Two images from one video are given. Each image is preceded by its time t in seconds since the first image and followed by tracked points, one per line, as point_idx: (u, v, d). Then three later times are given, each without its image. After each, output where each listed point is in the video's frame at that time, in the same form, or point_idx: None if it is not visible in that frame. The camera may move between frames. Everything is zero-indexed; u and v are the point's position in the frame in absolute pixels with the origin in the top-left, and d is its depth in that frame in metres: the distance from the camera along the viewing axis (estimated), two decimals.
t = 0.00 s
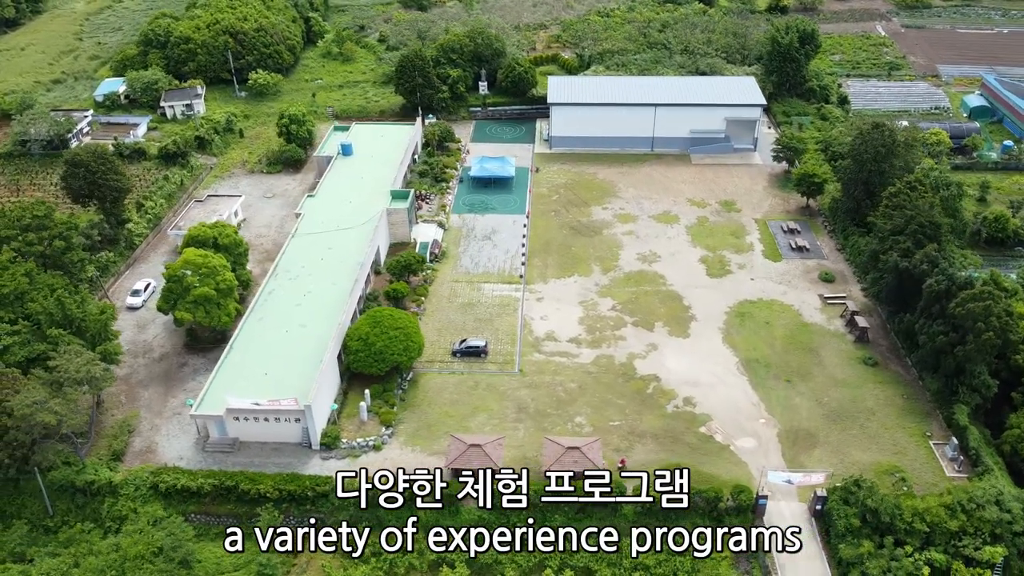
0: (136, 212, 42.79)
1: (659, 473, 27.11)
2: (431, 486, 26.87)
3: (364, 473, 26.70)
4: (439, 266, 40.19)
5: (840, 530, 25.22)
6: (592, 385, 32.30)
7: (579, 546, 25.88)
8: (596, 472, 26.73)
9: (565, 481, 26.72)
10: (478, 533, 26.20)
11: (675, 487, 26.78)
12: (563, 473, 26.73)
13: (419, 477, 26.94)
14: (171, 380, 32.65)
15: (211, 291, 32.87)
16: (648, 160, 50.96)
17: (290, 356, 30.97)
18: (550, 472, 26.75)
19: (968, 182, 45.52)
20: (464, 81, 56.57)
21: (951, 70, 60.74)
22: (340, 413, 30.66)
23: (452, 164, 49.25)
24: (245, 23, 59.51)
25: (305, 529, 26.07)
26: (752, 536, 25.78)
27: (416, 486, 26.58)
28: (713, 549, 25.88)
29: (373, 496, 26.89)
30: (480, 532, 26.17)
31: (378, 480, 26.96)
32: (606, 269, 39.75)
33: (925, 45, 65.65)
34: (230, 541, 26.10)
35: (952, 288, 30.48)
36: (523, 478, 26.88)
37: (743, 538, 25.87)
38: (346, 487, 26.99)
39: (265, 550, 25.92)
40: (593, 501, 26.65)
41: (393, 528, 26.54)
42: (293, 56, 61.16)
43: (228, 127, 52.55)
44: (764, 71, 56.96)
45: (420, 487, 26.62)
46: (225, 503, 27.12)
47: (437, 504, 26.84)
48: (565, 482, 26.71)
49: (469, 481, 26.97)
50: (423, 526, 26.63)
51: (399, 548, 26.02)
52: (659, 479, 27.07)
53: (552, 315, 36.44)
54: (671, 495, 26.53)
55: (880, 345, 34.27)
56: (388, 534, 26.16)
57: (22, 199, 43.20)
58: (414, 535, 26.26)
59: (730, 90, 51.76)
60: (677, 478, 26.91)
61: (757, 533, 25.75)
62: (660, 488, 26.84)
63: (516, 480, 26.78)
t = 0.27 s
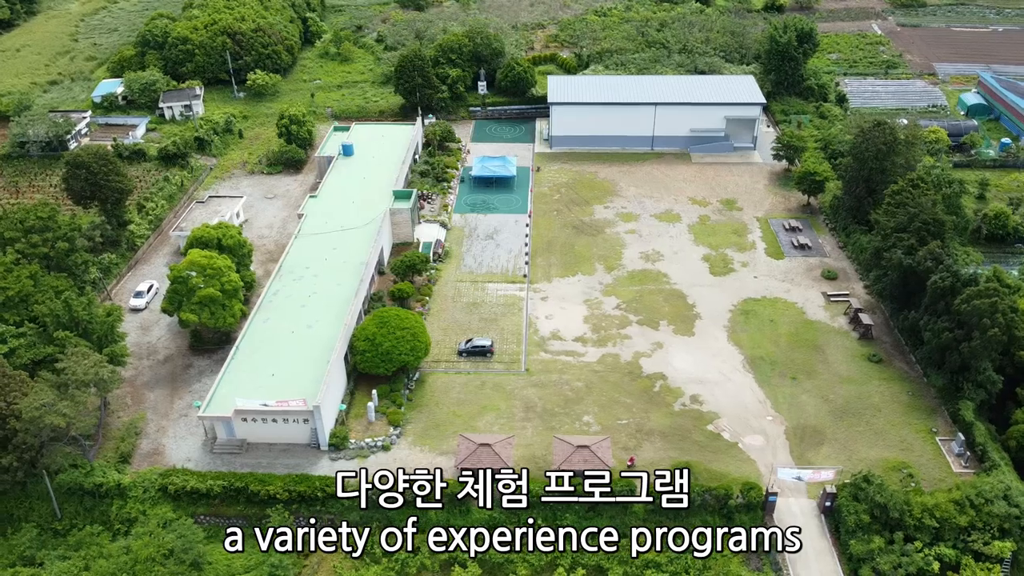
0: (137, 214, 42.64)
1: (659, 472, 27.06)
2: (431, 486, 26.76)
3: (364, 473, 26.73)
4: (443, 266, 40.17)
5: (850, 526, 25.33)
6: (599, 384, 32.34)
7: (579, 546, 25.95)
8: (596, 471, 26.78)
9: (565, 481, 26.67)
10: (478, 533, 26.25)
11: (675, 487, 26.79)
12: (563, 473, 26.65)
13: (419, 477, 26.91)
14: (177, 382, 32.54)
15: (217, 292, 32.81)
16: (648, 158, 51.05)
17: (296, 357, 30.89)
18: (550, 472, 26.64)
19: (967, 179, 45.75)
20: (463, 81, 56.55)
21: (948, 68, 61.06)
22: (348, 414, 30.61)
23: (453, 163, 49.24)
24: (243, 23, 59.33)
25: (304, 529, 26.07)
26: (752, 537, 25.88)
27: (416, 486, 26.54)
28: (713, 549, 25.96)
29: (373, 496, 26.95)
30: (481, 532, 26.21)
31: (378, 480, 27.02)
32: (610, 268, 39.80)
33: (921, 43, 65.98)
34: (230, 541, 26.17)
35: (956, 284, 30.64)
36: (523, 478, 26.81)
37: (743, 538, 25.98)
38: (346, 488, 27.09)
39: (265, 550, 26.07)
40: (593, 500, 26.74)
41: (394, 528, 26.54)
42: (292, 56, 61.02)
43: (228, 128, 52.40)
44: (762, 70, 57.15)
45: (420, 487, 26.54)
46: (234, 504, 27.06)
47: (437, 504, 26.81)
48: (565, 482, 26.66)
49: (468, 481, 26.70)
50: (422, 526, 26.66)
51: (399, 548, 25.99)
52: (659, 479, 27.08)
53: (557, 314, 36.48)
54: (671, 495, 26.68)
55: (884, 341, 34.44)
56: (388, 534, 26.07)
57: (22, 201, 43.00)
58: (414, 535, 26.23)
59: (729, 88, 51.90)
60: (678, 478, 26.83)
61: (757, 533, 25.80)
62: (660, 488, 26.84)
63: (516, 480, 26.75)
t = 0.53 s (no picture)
0: (139, 215, 42.48)
1: (659, 473, 27.10)
2: (431, 486, 26.87)
3: (364, 473, 26.80)
4: (446, 266, 40.17)
5: (861, 522, 25.47)
6: (606, 383, 32.38)
7: (579, 546, 25.93)
8: (597, 471, 26.76)
9: (565, 481, 26.76)
10: (478, 533, 26.18)
11: (675, 487, 26.76)
12: (563, 473, 26.78)
13: (419, 478, 27.00)
14: (183, 384, 32.43)
15: (222, 293, 32.74)
16: (649, 158, 51.15)
17: (304, 358, 30.82)
18: (550, 472, 26.79)
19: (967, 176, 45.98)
20: (463, 81, 56.53)
21: (944, 67, 61.38)
22: (356, 415, 30.58)
23: (454, 163, 49.22)
24: (241, 24, 59.16)
25: (304, 529, 25.99)
26: (753, 537, 25.88)
27: (417, 486, 26.59)
28: (713, 549, 25.86)
29: (373, 496, 27.00)
30: (481, 532, 26.17)
31: (378, 481, 27.13)
32: (614, 267, 39.85)
33: (917, 42, 66.29)
34: (230, 541, 25.95)
35: (961, 281, 30.81)
36: (524, 478, 26.81)
37: (743, 538, 25.95)
38: (346, 488, 27.11)
39: (265, 550, 26.03)
40: (593, 500, 26.78)
41: (393, 528, 26.50)
42: (290, 57, 60.87)
43: (227, 129, 52.25)
44: (760, 69, 57.34)
45: (420, 487, 26.63)
46: (244, 506, 27.03)
47: (438, 504, 26.83)
48: (565, 482, 26.75)
49: (468, 481, 26.63)
50: (422, 527, 26.66)
51: (399, 548, 25.96)
52: (659, 479, 27.09)
53: (562, 314, 36.52)
54: (672, 495, 26.66)
55: (888, 339, 34.61)
56: (388, 534, 26.05)
57: (22, 203, 42.80)
58: (414, 535, 26.21)
59: (729, 87, 52.04)
60: (678, 478, 26.81)
61: (757, 533, 25.83)
62: (660, 488, 26.84)
63: (516, 480, 26.73)
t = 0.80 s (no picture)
0: (141, 217, 42.34)
1: (659, 472, 27.09)
2: (431, 486, 26.76)
3: (364, 474, 26.69)
4: (450, 266, 40.15)
5: (871, 518, 25.58)
6: (613, 382, 32.43)
7: (579, 546, 25.96)
8: (596, 471, 26.91)
9: (565, 481, 26.80)
10: (478, 533, 26.23)
11: (675, 487, 26.82)
12: (563, 473, 26.85)
13: (419, 477, 26.88)
14: (189, 386, 32.32)
15: (228, 295, 32.67)
16: (650, 157, 51.25)
17: (312, 359, 30.76)
18: (550, 472, 26.86)
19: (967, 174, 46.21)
20: (462, 81, 56.52)
21: (941, 65, 61.69)
22: (364, 416, 30.55)
23: (456, 164, 49.22)
24: (239, 25, 59.00)
25: (304, 529, 26.01)
26: (753, 536, 25.89)
27: (416, 486, 26.51)
28: (713, 549, 25.88)
29: (373, 495, 26.89)
30: (481, 532, 26.20)
31: (378, 480, 27.07)
32: (617, 266, 39.91)
33: (913, 41, 66.61)
34: (230, 541, 25.82)
35: (966, 279, 30.98)
36: (524, 478, 26.84)
37: (743, 538, 25.93)
38: (346, 488, 26.91)
39: (265, 550, 26.04)
40: (592, 501, 26.84)
41: (393, 528, 26.53)
42: (288, 57, 60.73)
43: (227, 130, 52.10)
44: (759, 68, 57.53)
45: (420, 487, 26.52)
46: (254, 508, 26.97)
47: (438, 504, 26.78)
48: (565, 482, 26.79)
49: (468, 481, 26.78)
50: (422, 526, 26.65)
51: (399, 548, 26.05)
52: (659, 479, 27.08)
53: (568, 313, 36.57)
54: (671, 495, 26.74)
55: (892, 336, 34.76)
56: (388, 534, 26.11)
57: (22, 206, 42.60)
58: (414, 535, 26.25)
59: (729, 87, 52.19)
60: (678, 478, 26.85)
61: (757, 533, 25.88)
62: (660, 488, 26.90)
63: (516, 480, 26.76)
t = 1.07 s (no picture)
0: (141, 218, 42.17)
1: (659, 473, 27.13)
2: (431, 486, 26.75)
3: (364, 473, 26.71)
4: (453, 266, 40.13)
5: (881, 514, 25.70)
6: (619, 381, 32.49)
7: (579, 546, 25.97)
8: (596, 472, 26.93)
9: (565, 481, 26.79)
10: (478, 533, 26.26)
11: (675, 487, 26.83)
12: (563, 473, 26.84)
13: (419, 477, 26.90)
14: (194, 388, 32.18)
15: (233, 296, 32.56)
16: (650, 156, 51.34)
17: (318, 360, 30.69)
18: (550, 472, 26.86)
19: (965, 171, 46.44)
20: (461, 81, 56.47)
21: (937, 63, 62.02)
22: (371, 416, 30.49)
23: (456, 163, 49.19)
24: (236, 25, 58.81)
25: (304, 529, 26.02)
26: (753, 536, 25.97)
27: (416, 486, 26.53)
28: (713, 549, 25.98)
29: (373, 495, 26.88)
30: (481, 532, 26.22)
31: (378, 481, 27.08)
32: (620, 265, 39.97)
33: (908, 39, 66.94)
34: (230, 541, 25.68)
35: (970, 275, 31.15)
36: (524, 478, 26.93)
37: (743, 538, 26.01)
38: (346, 487, 26.90)
39: (265, 550, 26.05)
40: (593, 500, 26.83)
41: (394, 527, 26.55)
42: (286, 58, 60.57)
43: (225, 131, 51.93)
44: (756, 67, 57.71)
45: (420, 487, 26.54)
46: (264, 509, 26.89)
47: (437, 504, 26.76)
48: (565, 482, 26.78)
49: (469, 481, 26.75)
50: (423, 526, 26.66)
51: (399, 548, 26.06)
52: (659, 479, 27.13)
53: (572, 312, 36.61)
54: (671, 495, 26.77)
55: (896, 332, 34.93)
56: (388, 534, 26.18)
57: (21, 208, 42.37)
58: (414, 535, 26.28)
59: (727, 85, 52.33)
60: (678, 478, 26.90)
61: (757, 533, 25.96)
62: (660, 488, 26.92)
63: (516, 480, 26.83)
